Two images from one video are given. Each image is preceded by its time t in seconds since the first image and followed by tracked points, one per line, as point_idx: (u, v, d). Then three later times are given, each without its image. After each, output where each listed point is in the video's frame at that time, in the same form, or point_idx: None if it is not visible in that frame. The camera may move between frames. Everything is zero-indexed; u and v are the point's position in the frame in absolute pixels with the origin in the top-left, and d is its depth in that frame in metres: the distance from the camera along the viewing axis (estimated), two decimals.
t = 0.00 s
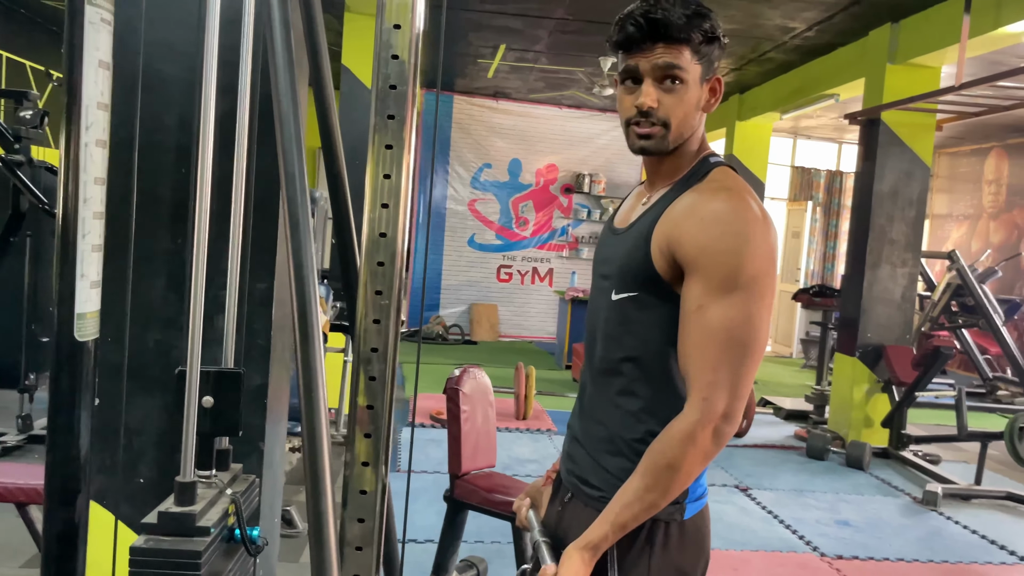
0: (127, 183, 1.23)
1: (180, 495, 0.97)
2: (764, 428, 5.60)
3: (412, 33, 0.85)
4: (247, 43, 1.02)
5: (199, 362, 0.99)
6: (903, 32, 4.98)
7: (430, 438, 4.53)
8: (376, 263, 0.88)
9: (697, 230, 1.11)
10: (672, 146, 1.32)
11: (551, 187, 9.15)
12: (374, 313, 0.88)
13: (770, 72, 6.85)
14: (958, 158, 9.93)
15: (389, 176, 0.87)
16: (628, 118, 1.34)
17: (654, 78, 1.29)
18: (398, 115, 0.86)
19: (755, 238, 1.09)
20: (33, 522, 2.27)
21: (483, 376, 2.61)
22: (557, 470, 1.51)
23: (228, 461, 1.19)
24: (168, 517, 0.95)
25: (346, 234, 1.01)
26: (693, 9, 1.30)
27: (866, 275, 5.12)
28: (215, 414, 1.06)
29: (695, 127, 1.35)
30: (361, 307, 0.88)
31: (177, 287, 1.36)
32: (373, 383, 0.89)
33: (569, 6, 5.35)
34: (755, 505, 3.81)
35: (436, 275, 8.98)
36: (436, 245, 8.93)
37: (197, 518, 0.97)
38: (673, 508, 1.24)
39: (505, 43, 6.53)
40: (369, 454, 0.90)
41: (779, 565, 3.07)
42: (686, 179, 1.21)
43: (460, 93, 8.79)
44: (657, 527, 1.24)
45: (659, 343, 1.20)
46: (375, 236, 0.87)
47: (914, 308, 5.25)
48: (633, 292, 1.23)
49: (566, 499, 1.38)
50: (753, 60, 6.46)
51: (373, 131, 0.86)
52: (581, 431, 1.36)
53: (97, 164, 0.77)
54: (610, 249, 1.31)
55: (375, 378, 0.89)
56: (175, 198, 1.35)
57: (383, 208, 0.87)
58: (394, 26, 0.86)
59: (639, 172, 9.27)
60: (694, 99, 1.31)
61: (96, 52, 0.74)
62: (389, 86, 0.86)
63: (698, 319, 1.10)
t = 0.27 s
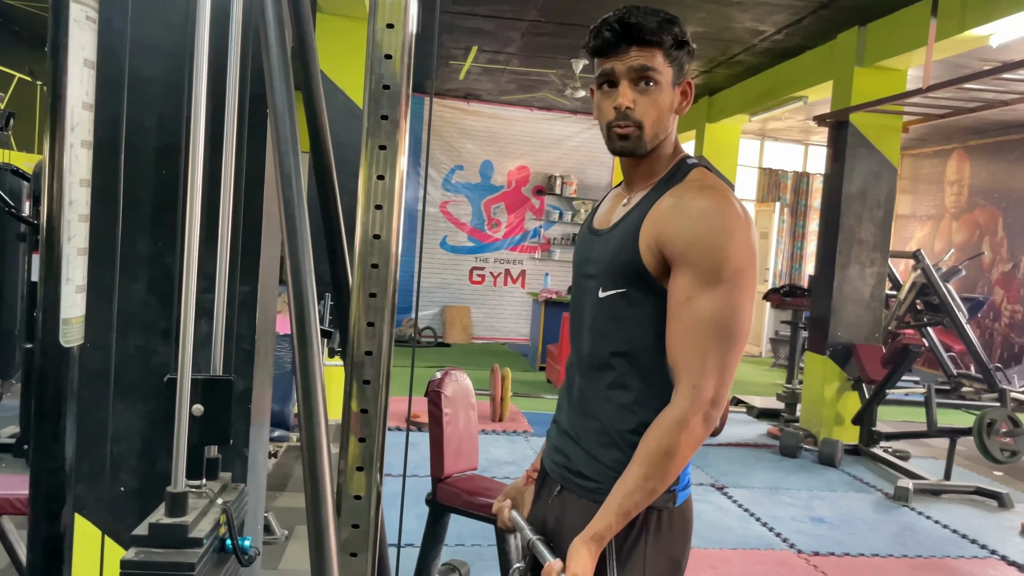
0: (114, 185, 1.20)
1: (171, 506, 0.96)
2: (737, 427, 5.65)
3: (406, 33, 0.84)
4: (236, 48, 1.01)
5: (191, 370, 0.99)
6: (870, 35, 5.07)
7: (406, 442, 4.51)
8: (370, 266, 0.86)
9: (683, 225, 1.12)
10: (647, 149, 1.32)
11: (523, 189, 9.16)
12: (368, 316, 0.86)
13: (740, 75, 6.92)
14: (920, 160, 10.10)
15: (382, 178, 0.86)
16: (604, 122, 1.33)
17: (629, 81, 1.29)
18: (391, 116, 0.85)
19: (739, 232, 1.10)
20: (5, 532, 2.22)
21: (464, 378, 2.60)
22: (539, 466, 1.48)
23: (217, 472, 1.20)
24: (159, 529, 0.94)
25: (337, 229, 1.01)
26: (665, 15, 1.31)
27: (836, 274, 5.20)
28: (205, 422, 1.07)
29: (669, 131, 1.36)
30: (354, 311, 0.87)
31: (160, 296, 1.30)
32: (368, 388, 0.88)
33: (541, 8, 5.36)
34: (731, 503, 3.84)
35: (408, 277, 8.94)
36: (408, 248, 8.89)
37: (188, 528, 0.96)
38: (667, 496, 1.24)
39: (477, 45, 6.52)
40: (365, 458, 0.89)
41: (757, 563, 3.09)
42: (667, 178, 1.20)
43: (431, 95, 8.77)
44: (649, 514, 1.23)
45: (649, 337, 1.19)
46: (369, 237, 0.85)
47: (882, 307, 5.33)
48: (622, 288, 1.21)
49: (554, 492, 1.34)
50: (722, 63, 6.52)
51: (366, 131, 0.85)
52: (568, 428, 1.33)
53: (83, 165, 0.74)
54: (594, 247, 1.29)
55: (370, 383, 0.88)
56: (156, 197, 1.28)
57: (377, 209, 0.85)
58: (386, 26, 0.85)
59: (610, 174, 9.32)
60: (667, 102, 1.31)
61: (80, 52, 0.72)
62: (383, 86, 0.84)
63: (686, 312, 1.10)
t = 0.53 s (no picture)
0: (93, 186, 1.16)
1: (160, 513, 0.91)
2: (709, 424, 5.70)
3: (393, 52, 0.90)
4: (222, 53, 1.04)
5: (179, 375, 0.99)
6: (835, 35, 5.14)
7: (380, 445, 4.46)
8: (361, 267, 0.92)
9: (667, 218, 1.11)
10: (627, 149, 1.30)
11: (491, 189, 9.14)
12: (358, 316, 0.92)
13: (706, 74, 6.98)
14: (880, 158, 10.25)
15: (373, 176, 0.91)
16: (583, 123, 1.31)
17: (607, 80, 1.27)
18: (382, 113, 0.90)
19: (720, 227, 1.11)
20: None
21: (443, 379, 2.57)
22: (524, 464, 1.44)
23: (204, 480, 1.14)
24: (150, 538, 0.88)
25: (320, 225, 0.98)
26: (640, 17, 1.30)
27: (804, 271, 5.27)
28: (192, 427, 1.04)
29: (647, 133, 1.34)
30: (346, 311, 0.92)
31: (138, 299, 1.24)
32: (359, 390, 0.93)
33: (510, 8, 5.35)
34: (706, 500, 3.87)
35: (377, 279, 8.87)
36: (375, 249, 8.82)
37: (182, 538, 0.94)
38: (659, 485, 1.22)
39: (445, 46, 6.49)
40: (360, 460, 0.93)
41: (734, 558, 3.12)
42: (647, 178, 1.19)
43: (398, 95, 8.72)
44: (642, 503, 1.21)
45: (636, 333, 1.17)
46: (359, 238, 0.91)
47: (849, 303, 5.41)
48: (608, 284, 1.18)
49: (544, 487, 1.29)
50: (689, 63, 6.57)
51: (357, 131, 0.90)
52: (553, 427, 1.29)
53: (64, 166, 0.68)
54: (576, 246, 1.25)
55: (362, 384, 0.93)
56: (133, 199, 1.23)
57: (367, 210, 0.91)
58: (376, 24, 0.90)
59: (578, 174, 9.34)
60: (645, 102, 1.29)
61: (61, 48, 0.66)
62: (372, 88, 0.90)
63: (671, 303, 1.09)
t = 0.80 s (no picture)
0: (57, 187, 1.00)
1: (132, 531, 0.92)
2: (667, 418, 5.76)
3: (366, 60, 0.91)
4: (187, 54, 1.02)
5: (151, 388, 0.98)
6: (786, 34, 5.23)
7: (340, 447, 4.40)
8: (335, 271, 0.94)
9: (634, 219, 1.12)
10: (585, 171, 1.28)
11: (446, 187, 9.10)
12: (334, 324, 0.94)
13: (659, 72, 7.03)
14: (828, 154, 10.45)
15: (347, 180, 0.92)
16: (545, 139, 1.28)
17: (571, 105, 1.23)
18: (354, 115, 0.92)
19: (685, 226, 1.13)
20: None
21: (409, 382, 2.55)
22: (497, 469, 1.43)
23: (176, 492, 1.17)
24: (121, 557, 0.89)
25: (292, 228, 0.99)
26: (619, 42, 1.24)
27: (758, 267, 5.35)
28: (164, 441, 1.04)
29: (610, 156, 1.31)
30: (322, 317, 0.94)
31: (97, 304, 1.04)
32: (335, 397, 0.95)
33: (465, 5, 5.32)
34: (668, 494, 3.91)
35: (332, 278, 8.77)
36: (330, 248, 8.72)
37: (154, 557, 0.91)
38: (638, 480, 1.23)
39: (399, 43, 6.43)
40: (337, 470, 0.96)
41: (699, 552, 3.16)
42: (612, 181, 1.19)
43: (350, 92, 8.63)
44: (622, 499, 1.22)
45: (608, 333, 1.17)
46: (334, 241, 0.93)
47: (802, 297, 5.52)
48: (580, 287, 1.18)
49: (523, 486, 1.28)
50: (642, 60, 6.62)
51: (332, 133, 0.91)
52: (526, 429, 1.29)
53: (22, 168, 0.77)
54: (543, 251, 1.24)
55: (338, 392, 0.95)
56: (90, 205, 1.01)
57: (342, 212, 0.92)
58: (348, 24, 0.91)
59: (533, 171, 9.35)
60: (609, 129, 1.26)
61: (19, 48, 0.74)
62: (345, 85, 0.92)
63: (641, 302, 1.10)
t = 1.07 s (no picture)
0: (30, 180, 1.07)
1: (120, 533, 0.96)
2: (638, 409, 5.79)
3: (350, 49, 0.91)
4: (164, 41, 0.99)
5: (134, 388, 0.96)
6: (751, 26, 5.27)
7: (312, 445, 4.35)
8: (322, 264, 0.93)
9: (624, 211, 1.12)
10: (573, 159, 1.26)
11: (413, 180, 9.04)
12: (322, 318, 0.93)
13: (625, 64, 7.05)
14: (790, 145, 10.56)
15: (333, 171, 0.92)
16: (530, 130, 1.27)
17: (555, 92, 1.22)
18: (341, 105, 0.91)
19: (674, 217, 1.13)
20: None
21: (386, 378, 2.52)
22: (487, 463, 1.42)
23: (159, 494, 1.15)
24: (108, 558, 0.94)
25: (274, 222, 0.97)
26: (597, 26, 1.24)
27: (726, 257, 5.40)
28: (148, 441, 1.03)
29: (596, 143, 1.30)
30: (309, 310, 0.93)
31: (72, 301, 1.09)
32: (323, 393, 0.95)
33: None
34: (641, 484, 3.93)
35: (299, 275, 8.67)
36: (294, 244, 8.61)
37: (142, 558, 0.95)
38: (630, 472, 1.23)
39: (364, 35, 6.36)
40: (324, 466, 0.95)
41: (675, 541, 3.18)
42: (600, 173, 1.19)
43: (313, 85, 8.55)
44: (616, 491, 1.22)
45: (598, 325, 1.17)
46: (320, 233, 0.92)
47: (769, 287, 5.58)
48: (570, 278, 1.18)
49: (516, 479, 1.27)
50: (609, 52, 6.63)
51: (317, 123, 0.90)
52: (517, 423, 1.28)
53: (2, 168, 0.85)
54: (533, 245, 1.23)
55: (326, 387, 0.95)
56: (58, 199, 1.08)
57: (328, 204, 0.92)
58: (332, 12, 0.90)
59: (499, 165, 9.33)
60: (594, 114, 1.25)
61: None
62: (329, 76, 0.91)
63: (632, 293, 1.10)
